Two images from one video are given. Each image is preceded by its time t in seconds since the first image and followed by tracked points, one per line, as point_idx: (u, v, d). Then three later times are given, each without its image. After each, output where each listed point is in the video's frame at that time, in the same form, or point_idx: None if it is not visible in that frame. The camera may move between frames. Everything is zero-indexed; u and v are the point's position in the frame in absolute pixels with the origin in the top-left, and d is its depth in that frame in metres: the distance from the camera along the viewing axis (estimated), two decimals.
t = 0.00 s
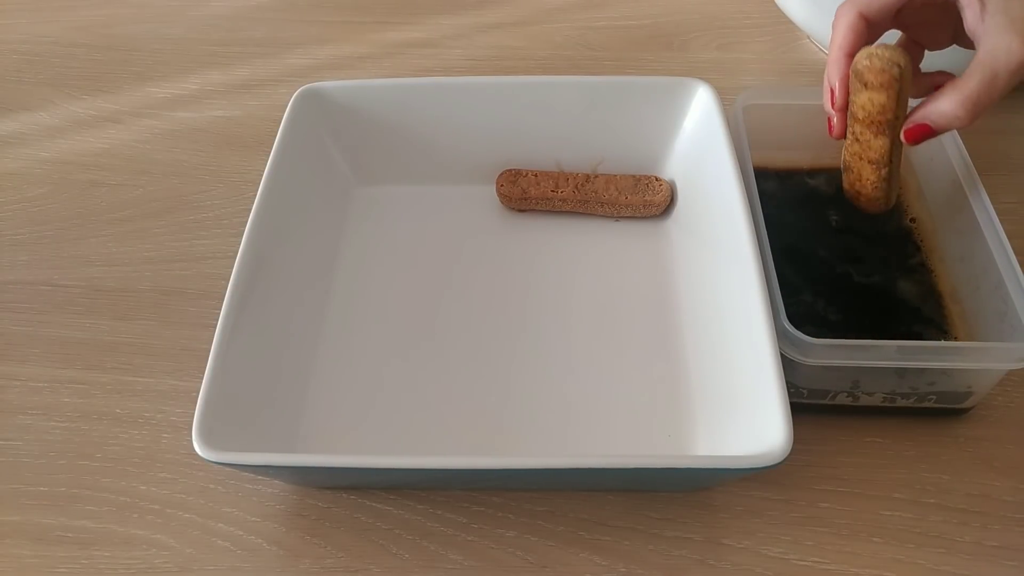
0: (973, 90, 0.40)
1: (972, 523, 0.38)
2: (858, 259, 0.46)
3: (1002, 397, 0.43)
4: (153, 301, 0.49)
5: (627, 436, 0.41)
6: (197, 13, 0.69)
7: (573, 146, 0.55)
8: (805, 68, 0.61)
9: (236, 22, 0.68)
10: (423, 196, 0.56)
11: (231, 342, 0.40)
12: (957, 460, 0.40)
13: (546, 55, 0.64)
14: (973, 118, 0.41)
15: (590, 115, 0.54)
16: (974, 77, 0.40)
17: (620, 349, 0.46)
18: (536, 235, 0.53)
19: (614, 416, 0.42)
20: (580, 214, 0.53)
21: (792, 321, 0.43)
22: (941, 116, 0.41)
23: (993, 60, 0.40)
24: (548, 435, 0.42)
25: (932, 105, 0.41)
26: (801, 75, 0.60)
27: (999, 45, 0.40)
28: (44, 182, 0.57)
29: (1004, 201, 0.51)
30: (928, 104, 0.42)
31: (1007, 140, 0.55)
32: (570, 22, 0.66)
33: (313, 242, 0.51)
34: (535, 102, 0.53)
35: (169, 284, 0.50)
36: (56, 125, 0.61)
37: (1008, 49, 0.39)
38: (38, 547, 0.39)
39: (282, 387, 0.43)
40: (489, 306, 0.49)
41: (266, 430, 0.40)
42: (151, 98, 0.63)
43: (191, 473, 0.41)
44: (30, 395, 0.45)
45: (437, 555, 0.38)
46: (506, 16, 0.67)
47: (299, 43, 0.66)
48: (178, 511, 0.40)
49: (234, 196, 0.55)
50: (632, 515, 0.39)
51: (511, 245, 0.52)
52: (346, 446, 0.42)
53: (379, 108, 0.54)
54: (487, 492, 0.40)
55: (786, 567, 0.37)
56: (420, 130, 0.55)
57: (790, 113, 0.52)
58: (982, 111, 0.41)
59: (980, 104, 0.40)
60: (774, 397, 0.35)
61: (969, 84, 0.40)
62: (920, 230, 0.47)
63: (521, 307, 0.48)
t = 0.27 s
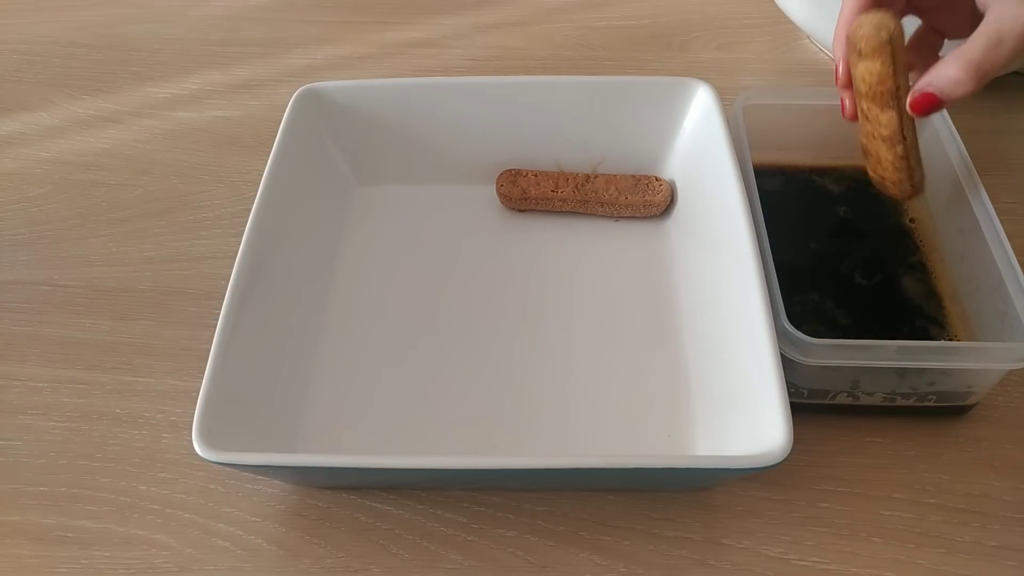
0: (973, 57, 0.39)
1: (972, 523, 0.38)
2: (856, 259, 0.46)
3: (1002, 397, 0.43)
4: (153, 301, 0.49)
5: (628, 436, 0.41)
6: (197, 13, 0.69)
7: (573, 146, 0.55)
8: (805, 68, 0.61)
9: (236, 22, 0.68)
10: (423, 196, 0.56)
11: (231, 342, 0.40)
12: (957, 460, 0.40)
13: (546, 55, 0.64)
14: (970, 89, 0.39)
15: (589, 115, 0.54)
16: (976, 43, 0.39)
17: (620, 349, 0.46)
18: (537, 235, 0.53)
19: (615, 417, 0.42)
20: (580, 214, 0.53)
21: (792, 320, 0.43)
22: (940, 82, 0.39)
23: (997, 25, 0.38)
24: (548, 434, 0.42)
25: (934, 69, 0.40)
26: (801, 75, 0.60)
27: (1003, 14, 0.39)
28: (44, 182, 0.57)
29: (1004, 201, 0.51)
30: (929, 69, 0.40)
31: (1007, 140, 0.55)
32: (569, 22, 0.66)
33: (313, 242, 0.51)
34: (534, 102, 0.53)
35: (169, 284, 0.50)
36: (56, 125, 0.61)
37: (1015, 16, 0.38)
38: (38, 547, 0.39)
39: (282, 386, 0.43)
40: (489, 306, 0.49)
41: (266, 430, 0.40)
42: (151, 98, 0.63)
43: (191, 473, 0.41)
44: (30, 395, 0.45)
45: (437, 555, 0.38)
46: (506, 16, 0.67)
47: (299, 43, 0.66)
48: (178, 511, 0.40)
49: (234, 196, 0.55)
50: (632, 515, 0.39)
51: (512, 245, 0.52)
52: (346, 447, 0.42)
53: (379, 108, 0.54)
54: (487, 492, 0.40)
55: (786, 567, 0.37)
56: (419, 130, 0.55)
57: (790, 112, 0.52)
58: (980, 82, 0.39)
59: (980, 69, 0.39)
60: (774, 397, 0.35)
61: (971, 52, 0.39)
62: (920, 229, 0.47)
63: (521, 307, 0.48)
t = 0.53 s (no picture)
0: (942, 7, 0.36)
1: (972, 523, 0.38)
2: (857, 259, 0.46)
3: (1003, 397, 0.43)
4: (152, 301, 0.49)
5: (628, 436, 0.41)
6: (197, 13, 0.69)
7: (574, 146, 0.55)
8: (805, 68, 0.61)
9: (236, 22, 0.68)
10: (423, 196, 0.56)
11: (231, 342, 0.40)
12: (956, 460, 0.40)
13: (546, 55, 0.64)
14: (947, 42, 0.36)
15: (589, 115, 0.54)
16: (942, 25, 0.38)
17: (620, 349, 0.46)
18: (537, 235, 0.53)
19: (615, 417, 0.42)
20: (580, 214, 0.53)
21: (792, 320, 0.43)
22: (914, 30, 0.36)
23: None
24: (549, 434, 0.42)
25: None
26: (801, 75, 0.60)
27: None
28: (44, 182, 0.57)
29: (1004, 201, 0.51)
30: None
31: (1007, 140, 0.55)
32: (569, 22, 0.66)
33: (313, 242, 0.51)
34: (535, 102, 0.53)
35: (169, 284, 0.50)
36: (56, 125, 0.61)
37: None
38: (38, 547, 0.39)
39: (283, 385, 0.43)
40: (489, 306, 0.49)
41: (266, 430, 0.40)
42: (151, 98, 0.63)
43: (191, 473, 0.41)
44: (30, 395, 0.45)
45: (437, 555, 0.38)
46: (507, 16, 0.67)
47: (299, 43, 0.66)
48: (178, 511, 0.40)
49: (234, 196, 0.55)
50: (632, 515, 0.39)
51: (512, 245, 0.52)
52: (346, 447, 0.42)
53: (379, 108, 0.54)
54: (487, 492, 0.40)
55: (786, 567, 0.37)
56: (419, 130, 0.55)
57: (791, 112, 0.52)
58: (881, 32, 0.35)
59: None
60: (774, 397, 0.35)
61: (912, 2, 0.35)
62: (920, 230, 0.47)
63: (521, 306, 0.48)
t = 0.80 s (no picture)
0: None
1: (972, 523, 0.38)
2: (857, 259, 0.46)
3: (1003, 397, 0.43)
4: (152, 301, 0.49)
5: (628, 436, 0.41)
6: (197, 13, 0.69)
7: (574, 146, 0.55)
8: (805, 67, 0.61)
9: (236, 22, 0.68)
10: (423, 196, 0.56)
11: (231, 342, 0.40)
12: (957, 460, 0.40)
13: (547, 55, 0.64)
14: None
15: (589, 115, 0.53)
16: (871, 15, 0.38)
17: (621, 348, 0.46)
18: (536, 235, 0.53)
19: (615, 417, 0.42)
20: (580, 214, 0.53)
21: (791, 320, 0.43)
22: None
23: None
24: (549, 434, 0.42)
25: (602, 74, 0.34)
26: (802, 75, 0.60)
27: None
28: (44, 182, 0.57)
29: (1004, 201, 0.51)
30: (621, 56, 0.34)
31: (1007, 140, 0.55)
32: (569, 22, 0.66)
33: (313, 241, 0.51)
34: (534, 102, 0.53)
35: (169, 284, 0.50)
36: (56, 125, 0.61)
37: None
38: (38, 547, 0.39)
39: (284, 384, 0.43)
40: (490, 306, 0.49)
41: (267, 430, 0.40)
42: (151, 98, 0.63)
43: (191, 473, 0.41)
44: (30, 395, 0.45)
45: (437, 555, 0.38)
46: (507, 16, 0.67)
47: (299, 43, 0.66)
48: (178, 511, 0.40)
49: (234, 196, 0.55)
50: (632, 515, 0.39)
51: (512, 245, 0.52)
52: (346, 447, 0.42)
53: (379, 108, 0.54)
54: (487, 492, 0.40)
55: (786, 567, 0.37)
56: (419, 130, 0.54)
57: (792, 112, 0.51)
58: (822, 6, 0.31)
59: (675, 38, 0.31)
60: (773, 396, 0.35)
61: None
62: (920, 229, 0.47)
63: (521, 306, 0.48)
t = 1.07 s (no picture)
0: (830, 9, 0.31)
1: (972, 523, 0.38)
2: (857, 260, 0.46)
3: (1003, 397, 0.43)
4: (152, 301, 0.49)
5: (628, 436, 0.41)
6: (197, 13, 0.69)
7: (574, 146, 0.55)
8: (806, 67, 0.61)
9: (236, 22, 0.68)
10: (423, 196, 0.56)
11: (231, 342, 0.40)
12: (956, 460, 0.40)
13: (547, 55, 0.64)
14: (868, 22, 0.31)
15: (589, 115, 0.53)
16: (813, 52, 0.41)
17: (620, 348, 0.46)
18: (536, 236, 0.53)
19: (615, 417, 0.42)
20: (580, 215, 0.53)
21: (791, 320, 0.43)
22: (807, 50, 0.33)
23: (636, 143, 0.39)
24: (549, 434, 0.42)
25: (572, 192, 0.44)
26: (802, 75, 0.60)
27: (592, 140, 0.41)
28: (44, 182, 0.57)
29: (1004, 201, 0.51)
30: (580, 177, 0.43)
31: (1007, 140, 0.55)
32: (569, 22, 0.66)
33: (313, 241, 0.51)
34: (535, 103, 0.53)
35: (168, 284, 0.50)
36: (56, 126, 0.61)
37: (641, 138, 0.39)
38: (38, 546, 0.39)
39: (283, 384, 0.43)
40: (490, 305, 0.49)
41: (267, 430, 0.40)
42: (151, 98, 0.63)
43: (191, 473, 0.41)
44: (30, 395, 0.45)
45: (436, 555, 0.38)
46: (507, 16, 0.67)
47: (299, 43, 0.66)
48: (178, 511, 0.40)
49: (234, 196, 0.55)
50: (632, 515, 0.39)
51: (511, 246, 0.52)
52: (346, 446, 0.42)
53: (378, 108, 0.54)
54: (487, 491, 0.40)
55: (786, 567, 0.37)
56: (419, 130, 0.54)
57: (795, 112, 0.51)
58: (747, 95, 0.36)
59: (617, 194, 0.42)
60: (773, 397, 0.35)
61: (788, 20, 0.32)
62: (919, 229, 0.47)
63: (521, 306, 0.48)
